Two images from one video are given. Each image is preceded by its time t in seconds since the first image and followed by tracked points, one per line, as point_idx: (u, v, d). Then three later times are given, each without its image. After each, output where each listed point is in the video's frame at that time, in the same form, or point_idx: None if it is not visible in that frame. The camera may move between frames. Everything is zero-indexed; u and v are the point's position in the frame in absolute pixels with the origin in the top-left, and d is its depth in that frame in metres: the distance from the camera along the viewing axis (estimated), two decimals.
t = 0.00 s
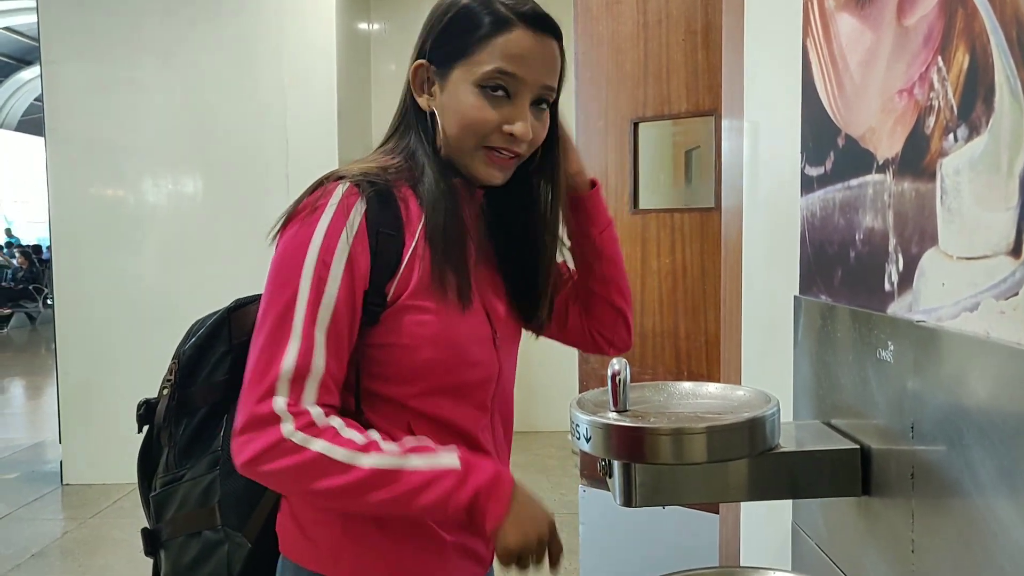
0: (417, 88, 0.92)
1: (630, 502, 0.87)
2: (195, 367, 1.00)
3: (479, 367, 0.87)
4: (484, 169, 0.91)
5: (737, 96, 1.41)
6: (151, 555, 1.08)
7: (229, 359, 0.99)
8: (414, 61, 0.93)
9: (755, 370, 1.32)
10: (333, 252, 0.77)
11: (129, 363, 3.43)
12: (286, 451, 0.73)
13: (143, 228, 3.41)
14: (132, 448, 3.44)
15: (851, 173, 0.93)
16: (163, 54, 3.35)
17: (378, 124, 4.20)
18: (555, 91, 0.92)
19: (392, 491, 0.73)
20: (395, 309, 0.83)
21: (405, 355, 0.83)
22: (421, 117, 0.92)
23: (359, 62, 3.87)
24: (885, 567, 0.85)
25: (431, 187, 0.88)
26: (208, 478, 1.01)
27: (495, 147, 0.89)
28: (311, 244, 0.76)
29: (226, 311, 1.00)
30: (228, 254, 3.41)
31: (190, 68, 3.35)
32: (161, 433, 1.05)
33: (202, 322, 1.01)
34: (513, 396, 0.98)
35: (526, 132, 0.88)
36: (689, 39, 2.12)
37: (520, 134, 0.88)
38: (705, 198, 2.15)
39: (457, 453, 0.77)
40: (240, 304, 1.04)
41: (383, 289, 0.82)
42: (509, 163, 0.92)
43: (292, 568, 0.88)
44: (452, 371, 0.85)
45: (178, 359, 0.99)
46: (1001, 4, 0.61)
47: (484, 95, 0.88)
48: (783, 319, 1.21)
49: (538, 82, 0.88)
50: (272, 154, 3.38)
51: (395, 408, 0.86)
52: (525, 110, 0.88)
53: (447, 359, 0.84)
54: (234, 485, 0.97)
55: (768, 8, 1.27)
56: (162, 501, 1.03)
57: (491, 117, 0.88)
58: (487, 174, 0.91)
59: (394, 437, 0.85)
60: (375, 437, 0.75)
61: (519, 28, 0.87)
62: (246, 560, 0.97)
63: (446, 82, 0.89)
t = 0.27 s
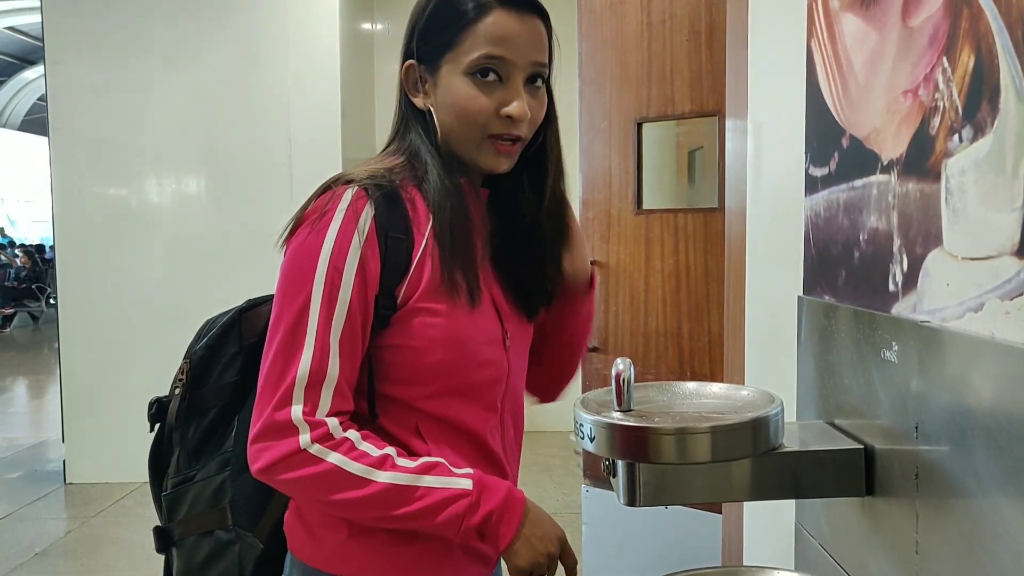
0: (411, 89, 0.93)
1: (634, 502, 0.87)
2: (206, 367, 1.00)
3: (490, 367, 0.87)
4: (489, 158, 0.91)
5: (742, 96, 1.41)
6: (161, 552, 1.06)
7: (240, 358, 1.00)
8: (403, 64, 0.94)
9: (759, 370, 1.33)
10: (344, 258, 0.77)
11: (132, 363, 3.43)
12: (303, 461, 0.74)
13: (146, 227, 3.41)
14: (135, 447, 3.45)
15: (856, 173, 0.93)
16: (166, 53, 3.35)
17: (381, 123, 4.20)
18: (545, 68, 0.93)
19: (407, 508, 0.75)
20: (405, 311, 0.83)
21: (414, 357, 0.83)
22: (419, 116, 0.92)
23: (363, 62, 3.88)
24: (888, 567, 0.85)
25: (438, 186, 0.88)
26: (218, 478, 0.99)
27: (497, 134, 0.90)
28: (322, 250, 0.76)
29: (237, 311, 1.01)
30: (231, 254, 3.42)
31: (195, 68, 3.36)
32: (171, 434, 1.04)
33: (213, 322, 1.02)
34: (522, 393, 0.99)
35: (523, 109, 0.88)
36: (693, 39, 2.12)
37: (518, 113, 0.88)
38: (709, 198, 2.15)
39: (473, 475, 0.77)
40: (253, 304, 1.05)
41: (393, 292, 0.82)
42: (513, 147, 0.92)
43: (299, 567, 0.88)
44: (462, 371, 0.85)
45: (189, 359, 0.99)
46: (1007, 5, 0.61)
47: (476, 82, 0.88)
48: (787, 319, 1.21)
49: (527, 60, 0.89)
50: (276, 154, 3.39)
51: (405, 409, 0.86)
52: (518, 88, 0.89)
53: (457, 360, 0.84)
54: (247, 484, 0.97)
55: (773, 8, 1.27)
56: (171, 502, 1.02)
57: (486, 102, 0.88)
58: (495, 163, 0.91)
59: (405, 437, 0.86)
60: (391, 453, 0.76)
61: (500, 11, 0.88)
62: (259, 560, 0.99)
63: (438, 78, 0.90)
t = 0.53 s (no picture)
0: (405, 92, 0.93)
1: (630, 500, 0.87)
2: (206, 363, 1.00)
3: (488, 366, 0.88)
4: (490, 155, 0.91)
5: (740, 95, 1.41)
6: (157, 548, 1.05)
7: (241, 355, 1.00)
8: (395, 67, 0.94)
9: (755, 370, 1.33)
10: (345, 258, 0.77)
11: (128, 360, 3.43)
12: (299, 463, 0.74)
13: (143, 224, 3.41)
14: (131, 444, 3.44)
15: (853, 173, 0.93)
16: (165, 49, 3.35)
17: (379, 121, 4.19)
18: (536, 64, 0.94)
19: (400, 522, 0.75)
20: (405, 311, 0.83)
21: (414, 356, 0.84)
22: (416, 117, 0.92)
23: (362, 60, 3.87)
24: (882, 565, 0.85)
25: (438, 186, 0.87)
26: (216, 474, 1.00)
27: (496, 132, 0.90)
28: (322, 252, 0.76)
29: (238, 309, 1.00)
30: (228, 251, 3.42)
31: (193, 64, 3.35)
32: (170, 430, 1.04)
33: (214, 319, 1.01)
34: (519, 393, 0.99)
35: (520, 108, 0.89)
36: (692, 39, 2.12)
37: (516, 112, 0.89)
38: (707, 198, 2.15)
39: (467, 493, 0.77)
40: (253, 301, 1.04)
41: (393, 293, 0.82)
42: (513, 144, 0.93)
43: (297, 564, 0.88)
44: (460, 371, 0.85)
45: (189, 355, 0.99)
46: (1003, 7, 0.62)
47: (472, 82, 0.89)
48: (784, 320, 1.21)
49: (520, 59, 0.90)
50: (274, 151, 3.39)
51: (403, 408, 0.86)
52: (514, 87, 0.90)
53: (456, 359, 0.85)
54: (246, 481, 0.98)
55: (772, 8, 1.27)
56: (169, 498, 1.03)
57: (484, 102, 0.89)
58: (497, 160, 0.92)
59: (403, 436, 0.86)
60: (387, 462, 0.76)
61: (492, 11, 0.89)
62: (255, 557, 1.00)
63: (433, 80, 0.90)
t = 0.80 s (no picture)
0: (396, 84, 0.93)
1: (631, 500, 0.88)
2: (203, 366, 1.00)
3: (490, 365, 0.88)
4: (482, 142, 0.91)
5: (739, 93, 1.41)
6: (156, 553, 1.05)
7: (238, 358, 1.00)
8: (386, 62, 0.95)
9: (755, 368, 1.33)
10: (348, 258, 0.76)
11: (128, 361, 3.43)
12: (302, 464, 0.73)
13: (142, 224, 3.41)
14: (131, 444, 3.44)
15: (852, 171, 0.93)
16: (163, 50, 3.34)
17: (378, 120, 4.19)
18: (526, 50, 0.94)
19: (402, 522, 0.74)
20: (407, 310, 0.83)
21: (416, 355, 0.83)
22: (408, 112, 0.93)
23: (360, 59, 3.87)
24: (884, 565, 0.85)
25: (437, 183, 0.87)
26: (217, 477, 0.99)
27: (486, 116, 0.90)
28: (326, 252, 0.76)
29: (232, 311, 1.00)
30: (228, 251, 3.41)
31: (192, 64, 3.35)
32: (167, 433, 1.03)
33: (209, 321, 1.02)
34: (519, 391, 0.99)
35: (508, 90, 0.89)
36: (690, 37, 2.12)
37: (504, 94, 0.89)
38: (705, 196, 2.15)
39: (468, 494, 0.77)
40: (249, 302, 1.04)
41: (395, 292, 0.82)
42: (503, 131, 0.92)
43: (301, 564, 0.88)
44: (463, 369, 0.85)
45: (185, 358, 0.99)
46: (1003, 5, 0.61)
47: (460, 68, 0.89)
48: (783, 318, 1.21)
49: (506, 43, 0.91)
50: (272, 151, 3.38)
51: (405, 408, 0.86)
52: (502, 73, 0.90)
53: (458, 356, 0.85)
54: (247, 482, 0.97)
55: (770, 6, 1.27)
56: (167, 502, 1.02)
57: (473, 86, 0.89)
58: (488, 148, 0.91)
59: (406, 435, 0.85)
60: (389, 462, 0.76)
61: None
62: (259, 559, 1.00)
63: (423, 69, 0.91)
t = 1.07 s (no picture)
0: (402, 83, 0.93)
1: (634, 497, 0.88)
2: (205, 362, 1.00)
3: (493, 359, 0.88)
4: (477, 146, 0.91)
5: (742, 92, 1.41)
6: (157, 549, 1.04)
7: (240, 353, 1.00)
8: (392, 60, 0.95)
9: (756, 368, 1.33)
10: (352, 249, 0.76)
11: (127, 355, 3.43)
12: (306, 455, 0.73)
13: (143, 218, 3.40)
14: (131, 439, 3.44)
15: (855, 171, 0.93)
16: (165, 44, 3.34)
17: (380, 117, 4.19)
18: (530, 60, 0.93)
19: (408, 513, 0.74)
20: (410, 302, 0.83)
21: (418, 347, 0.83)
22: (411, 109, 0.93)
23: (362, 55, 3.87)
24: (883, 566, 0.85)
25: (439, 177, 0.87)
26: (218, 471, 0.99)
27: (482, 121, 0.90)
28: (329, 243, 0.76)
29: (237, 306, 1.01)
30: (229, 247, 3.41)
31: (194, 59, 3.35)
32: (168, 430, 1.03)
33: (212, 318, 1.02)
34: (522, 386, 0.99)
35: (505, 98, 0.88)
36: (693, 36, 2.12)
37: (499, 102, 0.88)
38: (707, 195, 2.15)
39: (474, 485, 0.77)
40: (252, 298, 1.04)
41: (398, 284, 0.82)
42: (499, 136, 0.91)
43: (304, 560, 0.88)
44: (466, 362, 0.85)
45: (188, 354, 0.99)
46: (1009, 5, 0.61)
47: (460, 72, 0.89)
48: (784, 319, 1.21)
49: (509, 50, 0.90)
50: (274, 146, 3.38)
51: (407, 401, 0.86)
52: (501, 79, 0.89)
53: (461, 349, 0.85)
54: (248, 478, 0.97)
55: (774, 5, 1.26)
56: (167, 497, 1.01)
57: (470, 91, 0.88)
58: (480, 151, 0.91)
59: (408, 429, 0.85)
60: (394, 454, 0.76)
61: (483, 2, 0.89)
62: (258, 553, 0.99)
63: (425, 70, 0.91)
